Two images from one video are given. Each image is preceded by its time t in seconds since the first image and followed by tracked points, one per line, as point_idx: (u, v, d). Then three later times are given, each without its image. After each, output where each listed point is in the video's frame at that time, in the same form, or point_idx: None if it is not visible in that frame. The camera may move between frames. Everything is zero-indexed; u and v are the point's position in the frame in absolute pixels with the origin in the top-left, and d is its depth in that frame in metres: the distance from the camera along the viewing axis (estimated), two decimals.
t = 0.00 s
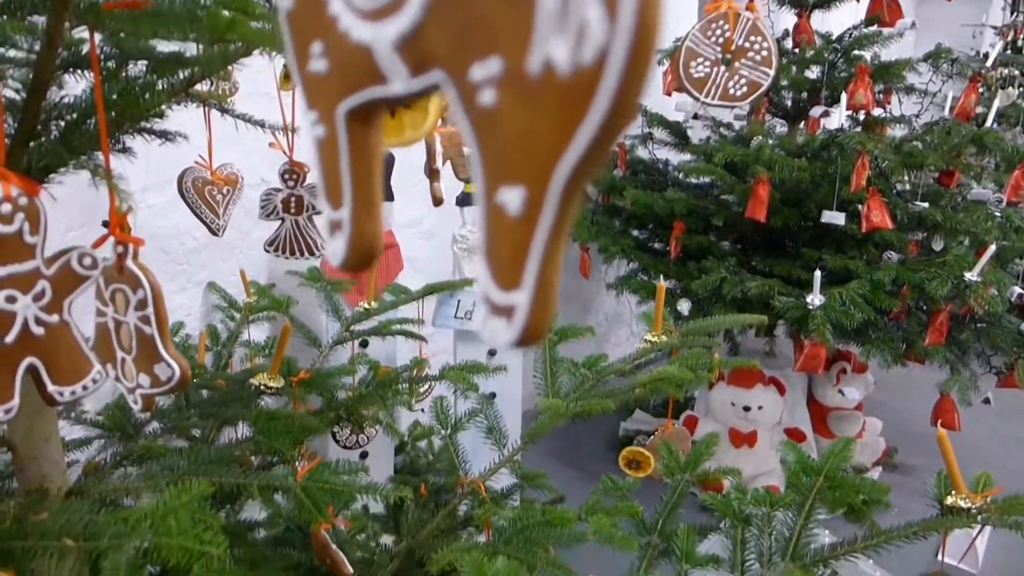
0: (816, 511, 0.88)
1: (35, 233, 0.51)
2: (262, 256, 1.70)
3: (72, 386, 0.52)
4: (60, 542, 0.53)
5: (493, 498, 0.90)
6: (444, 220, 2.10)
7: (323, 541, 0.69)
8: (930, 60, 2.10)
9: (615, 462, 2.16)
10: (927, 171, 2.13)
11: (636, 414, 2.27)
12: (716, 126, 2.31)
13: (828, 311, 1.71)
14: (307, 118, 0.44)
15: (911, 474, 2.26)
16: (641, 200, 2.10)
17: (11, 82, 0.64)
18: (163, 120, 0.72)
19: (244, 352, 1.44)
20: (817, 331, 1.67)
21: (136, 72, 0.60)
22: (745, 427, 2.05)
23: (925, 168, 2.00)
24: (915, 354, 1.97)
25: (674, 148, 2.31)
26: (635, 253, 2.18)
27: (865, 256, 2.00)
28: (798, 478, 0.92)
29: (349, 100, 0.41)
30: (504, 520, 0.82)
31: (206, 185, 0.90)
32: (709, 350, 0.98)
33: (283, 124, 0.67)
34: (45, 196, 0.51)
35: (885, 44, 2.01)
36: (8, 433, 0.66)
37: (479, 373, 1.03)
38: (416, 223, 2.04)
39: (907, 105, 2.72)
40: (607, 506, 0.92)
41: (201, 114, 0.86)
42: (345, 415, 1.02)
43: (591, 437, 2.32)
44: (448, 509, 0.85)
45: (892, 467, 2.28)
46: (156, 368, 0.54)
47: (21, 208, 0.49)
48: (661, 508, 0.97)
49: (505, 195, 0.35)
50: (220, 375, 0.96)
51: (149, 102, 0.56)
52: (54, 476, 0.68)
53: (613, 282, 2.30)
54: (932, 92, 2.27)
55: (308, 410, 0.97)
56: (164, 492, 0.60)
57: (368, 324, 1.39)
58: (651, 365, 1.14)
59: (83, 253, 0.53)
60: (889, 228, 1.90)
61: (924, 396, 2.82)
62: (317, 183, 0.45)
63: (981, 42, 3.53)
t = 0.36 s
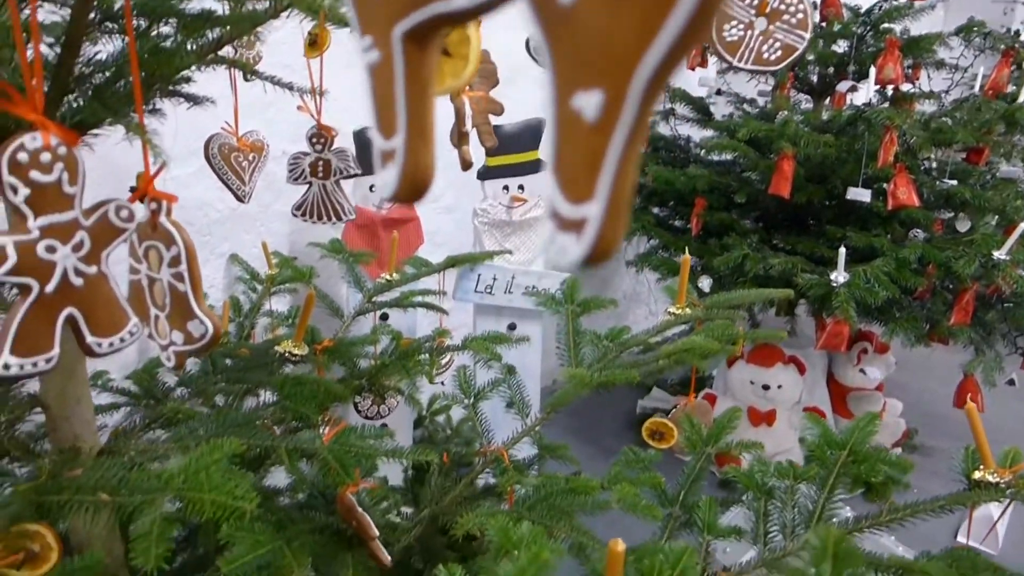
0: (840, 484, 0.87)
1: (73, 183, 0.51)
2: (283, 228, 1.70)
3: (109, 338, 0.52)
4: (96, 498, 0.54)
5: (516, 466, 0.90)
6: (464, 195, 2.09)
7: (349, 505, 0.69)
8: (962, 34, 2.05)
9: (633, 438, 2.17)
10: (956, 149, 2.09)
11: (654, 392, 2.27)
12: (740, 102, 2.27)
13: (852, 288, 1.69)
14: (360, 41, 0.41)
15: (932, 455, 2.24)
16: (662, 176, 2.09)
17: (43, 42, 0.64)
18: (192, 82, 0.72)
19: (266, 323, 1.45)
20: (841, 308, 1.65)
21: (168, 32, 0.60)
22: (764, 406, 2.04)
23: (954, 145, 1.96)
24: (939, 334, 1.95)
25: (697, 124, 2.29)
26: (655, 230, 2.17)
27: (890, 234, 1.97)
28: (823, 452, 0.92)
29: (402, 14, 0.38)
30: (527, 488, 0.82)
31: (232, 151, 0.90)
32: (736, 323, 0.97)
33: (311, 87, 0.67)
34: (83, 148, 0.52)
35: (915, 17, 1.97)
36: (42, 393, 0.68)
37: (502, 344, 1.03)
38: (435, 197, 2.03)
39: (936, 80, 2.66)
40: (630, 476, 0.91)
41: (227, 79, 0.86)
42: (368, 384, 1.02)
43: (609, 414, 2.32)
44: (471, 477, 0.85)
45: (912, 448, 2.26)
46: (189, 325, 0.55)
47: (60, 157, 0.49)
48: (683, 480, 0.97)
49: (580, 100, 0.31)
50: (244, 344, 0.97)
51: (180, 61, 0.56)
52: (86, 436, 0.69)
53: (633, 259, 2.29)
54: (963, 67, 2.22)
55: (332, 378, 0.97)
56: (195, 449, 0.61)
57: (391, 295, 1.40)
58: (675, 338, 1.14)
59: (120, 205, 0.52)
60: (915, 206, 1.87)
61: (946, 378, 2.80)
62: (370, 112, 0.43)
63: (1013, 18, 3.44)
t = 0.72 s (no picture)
0: (864, 462, 0.87)
1: (111, 144, 0.51)
2: (306, 206, 1.71)
3: (145, 300, 0.53)
4: (130, 459, 0.55)
5: (538, 439, 0.91)
6: (485, 174, 2.09)
7: (375, 475, 0.70)
8: (995, 10, 2.01)
9: (652, 419, 2.17)
10: (986, 129, 2.05)
11: (673, 373, 2.26)
12: (764, 82, 2.24)
13: (877, 269, 1.67)
14: None
15: (955, 440, 2.22)
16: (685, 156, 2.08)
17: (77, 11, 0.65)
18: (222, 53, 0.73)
19: (289, 299, 1.46)
20: (865, 289, 1.64)
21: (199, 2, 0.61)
22: (784, 388, 2.03)
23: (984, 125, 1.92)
24: (964, 317, 1.92)
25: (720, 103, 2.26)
26: (677, 211, 2.16)
27: (916, 215, 1.94)
28: (847, 430, 0.91)
29: None
30: (549, 460, 0.82)
31: (259, 124, 0.91)
32: (759, 299, 0.96)
33: (338, 58, 0.67)
34: (121, 110, 0.52)
35: None
36: (75, 358, 0.69)
37: (525, 319, 1.04)
38: (456, 176, 2.03)
39: (966, 59, 2.61)
40: (652, 451, 0.91)
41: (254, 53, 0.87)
42: (391, 358, 1.03)
43: (628, 394, 2.32)
44: (493, 450, 0.86)
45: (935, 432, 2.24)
46: (221, 290, 0.56)
47: (98, 118, 0.50)
48: (704, 456, 0.97)
49: (638, 30, 0.37)
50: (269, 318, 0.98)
51: (211, 32, 0.56)
52: (116, 403, 0.71)
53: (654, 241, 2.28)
54: (996, 45, 2.17)
55: (356, 351, 0.98)
56: (223, 415, 0.62)
57: (412, 272, 1.40)
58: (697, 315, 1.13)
59: (156, 167, 0.53)
60: (943, 186, 1.84)
61: (971, 363, 2.76)
62: (417, 60, 0.50)
63: None
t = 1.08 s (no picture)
0: (873, 438, 0.86)
1: (120, 95, 0.51)
2: (314, 181, 1.71)
3: (155, 255, 0.53)
4: (140, 418, 0.55)
5: (546, 411, 0.91)
6: (494, 151, 2.08)
7: (383, 442, 0.70)
8: None
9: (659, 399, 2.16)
10: (1004, 109, 2.02)
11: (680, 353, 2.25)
12: (777, 61, 2.20)
13: (889, 249, 1.66)
14: None
15: (963, 424, 2.21)
16: (696, 135, 2.06)
17: None
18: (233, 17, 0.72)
19: (297, 272, 1.46)
20: (877, 269, 1.62)
21: None
22: (792, 369, 2.02)
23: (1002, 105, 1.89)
24: (976, 300, 1.90)
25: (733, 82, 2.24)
26: (687, 189, 2.14)
27: (930, 196, 1.92)
28: (856, 406, 0.91)
29: None
30: (557, 430, 0.82)
31: (268, 92, 0.90)
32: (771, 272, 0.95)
33: (349, 22, 0.66)
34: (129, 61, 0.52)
35: None
36: (86, 322, 0.69)
37: (534, 292, 1.03)
38: (466, 153, 2.02)
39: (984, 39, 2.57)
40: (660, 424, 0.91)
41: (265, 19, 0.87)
42: (399, 330, 1.02)
43: (635, 374, 2.31)
44: (501, 421, 0.86)
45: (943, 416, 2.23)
46: (231, 250, 0.57)
47: (107, 68, 0.50)
48: (712, 431, 0.97)
49: None
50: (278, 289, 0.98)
51: None
52: (126, 367, 0.71)
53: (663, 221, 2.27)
54: (1016, 24, 2.13)
55: (365, 321, 0.98)
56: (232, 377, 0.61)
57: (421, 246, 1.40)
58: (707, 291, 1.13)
59: (165, 120, 0.53)
60: (958, 167, 1.82)
61: (981, 348, 2.74)
62: None
63: None
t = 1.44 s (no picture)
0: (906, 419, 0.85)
1: (175, 46, 0.51)
2: (342, 155, 1.71)
3: (207, 208, 0.53)
4: (183, 373, 0.56)
5: (576, 385, 0.90)
6: (521, 128, 2.07)
7: (416, 408, 0.71)
8: None
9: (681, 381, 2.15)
10: None
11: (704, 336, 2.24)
12: (811, 39, 2.16)
13: (923, 233, 1.63)
14: None
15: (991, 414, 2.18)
16: (727, 115, 2.03)
17: None
18: None
19: (325, 245, 1.46)
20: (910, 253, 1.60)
21: None
22: (817, 354, 2.00)
23: None
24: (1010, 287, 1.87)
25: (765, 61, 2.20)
26: (716, 170, 2.11)
27: (965, 180, 1.88)
28: (890, 386, 0.90)
29: None
30: (587, 403, 0.82)
31: (304, 59, 0.90)
32: (805, 249, 0.94)
33: None
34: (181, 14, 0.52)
35: None
36: (127, 282, 0.70)
37: (564, 266, 1.03)
38: (493, 130, 2.01)
39: None
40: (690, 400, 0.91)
41: None
42: (427, 303, 1.02)
43: (659, 356, 2.30)
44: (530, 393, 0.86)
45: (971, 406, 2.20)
46: (275, 208, 0.58)
47: (163, 18, 0.50)
48: (741, 410, 0.97)
49: None
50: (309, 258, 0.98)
51: None
52: (165, 328, 0.72)
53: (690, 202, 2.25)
54: None
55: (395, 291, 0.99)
56: (269, 337, 0.62)
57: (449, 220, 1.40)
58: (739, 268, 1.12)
59: (216, 74, 0.53)
60: (996, 150, 1.78)
61: (1011, 338, 2.69)
62: None
63: None
